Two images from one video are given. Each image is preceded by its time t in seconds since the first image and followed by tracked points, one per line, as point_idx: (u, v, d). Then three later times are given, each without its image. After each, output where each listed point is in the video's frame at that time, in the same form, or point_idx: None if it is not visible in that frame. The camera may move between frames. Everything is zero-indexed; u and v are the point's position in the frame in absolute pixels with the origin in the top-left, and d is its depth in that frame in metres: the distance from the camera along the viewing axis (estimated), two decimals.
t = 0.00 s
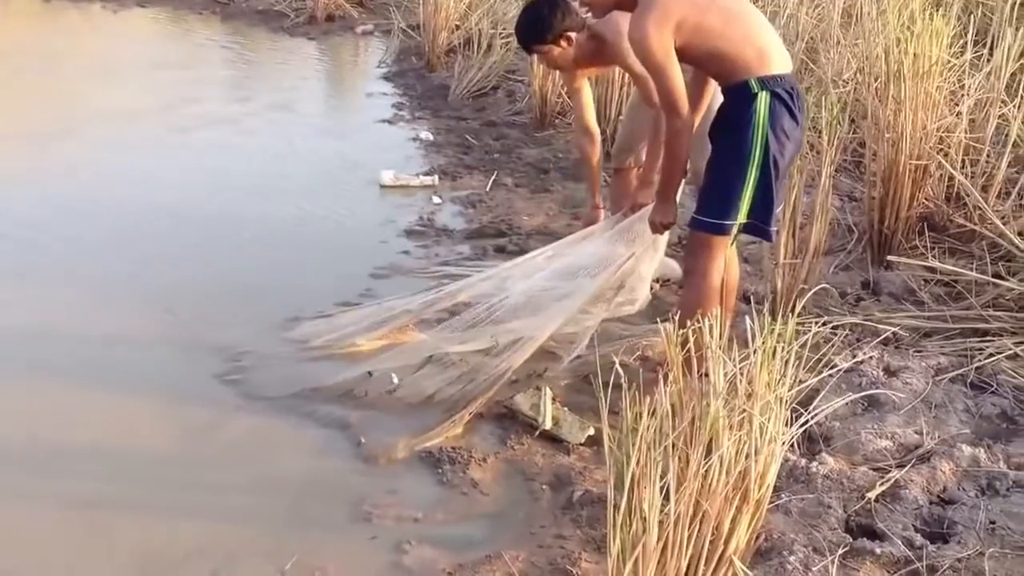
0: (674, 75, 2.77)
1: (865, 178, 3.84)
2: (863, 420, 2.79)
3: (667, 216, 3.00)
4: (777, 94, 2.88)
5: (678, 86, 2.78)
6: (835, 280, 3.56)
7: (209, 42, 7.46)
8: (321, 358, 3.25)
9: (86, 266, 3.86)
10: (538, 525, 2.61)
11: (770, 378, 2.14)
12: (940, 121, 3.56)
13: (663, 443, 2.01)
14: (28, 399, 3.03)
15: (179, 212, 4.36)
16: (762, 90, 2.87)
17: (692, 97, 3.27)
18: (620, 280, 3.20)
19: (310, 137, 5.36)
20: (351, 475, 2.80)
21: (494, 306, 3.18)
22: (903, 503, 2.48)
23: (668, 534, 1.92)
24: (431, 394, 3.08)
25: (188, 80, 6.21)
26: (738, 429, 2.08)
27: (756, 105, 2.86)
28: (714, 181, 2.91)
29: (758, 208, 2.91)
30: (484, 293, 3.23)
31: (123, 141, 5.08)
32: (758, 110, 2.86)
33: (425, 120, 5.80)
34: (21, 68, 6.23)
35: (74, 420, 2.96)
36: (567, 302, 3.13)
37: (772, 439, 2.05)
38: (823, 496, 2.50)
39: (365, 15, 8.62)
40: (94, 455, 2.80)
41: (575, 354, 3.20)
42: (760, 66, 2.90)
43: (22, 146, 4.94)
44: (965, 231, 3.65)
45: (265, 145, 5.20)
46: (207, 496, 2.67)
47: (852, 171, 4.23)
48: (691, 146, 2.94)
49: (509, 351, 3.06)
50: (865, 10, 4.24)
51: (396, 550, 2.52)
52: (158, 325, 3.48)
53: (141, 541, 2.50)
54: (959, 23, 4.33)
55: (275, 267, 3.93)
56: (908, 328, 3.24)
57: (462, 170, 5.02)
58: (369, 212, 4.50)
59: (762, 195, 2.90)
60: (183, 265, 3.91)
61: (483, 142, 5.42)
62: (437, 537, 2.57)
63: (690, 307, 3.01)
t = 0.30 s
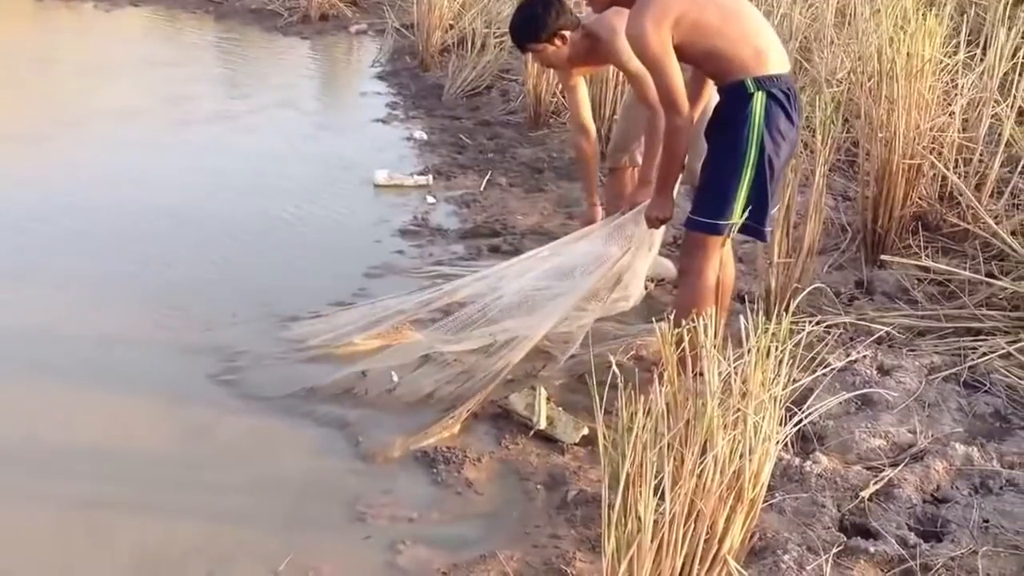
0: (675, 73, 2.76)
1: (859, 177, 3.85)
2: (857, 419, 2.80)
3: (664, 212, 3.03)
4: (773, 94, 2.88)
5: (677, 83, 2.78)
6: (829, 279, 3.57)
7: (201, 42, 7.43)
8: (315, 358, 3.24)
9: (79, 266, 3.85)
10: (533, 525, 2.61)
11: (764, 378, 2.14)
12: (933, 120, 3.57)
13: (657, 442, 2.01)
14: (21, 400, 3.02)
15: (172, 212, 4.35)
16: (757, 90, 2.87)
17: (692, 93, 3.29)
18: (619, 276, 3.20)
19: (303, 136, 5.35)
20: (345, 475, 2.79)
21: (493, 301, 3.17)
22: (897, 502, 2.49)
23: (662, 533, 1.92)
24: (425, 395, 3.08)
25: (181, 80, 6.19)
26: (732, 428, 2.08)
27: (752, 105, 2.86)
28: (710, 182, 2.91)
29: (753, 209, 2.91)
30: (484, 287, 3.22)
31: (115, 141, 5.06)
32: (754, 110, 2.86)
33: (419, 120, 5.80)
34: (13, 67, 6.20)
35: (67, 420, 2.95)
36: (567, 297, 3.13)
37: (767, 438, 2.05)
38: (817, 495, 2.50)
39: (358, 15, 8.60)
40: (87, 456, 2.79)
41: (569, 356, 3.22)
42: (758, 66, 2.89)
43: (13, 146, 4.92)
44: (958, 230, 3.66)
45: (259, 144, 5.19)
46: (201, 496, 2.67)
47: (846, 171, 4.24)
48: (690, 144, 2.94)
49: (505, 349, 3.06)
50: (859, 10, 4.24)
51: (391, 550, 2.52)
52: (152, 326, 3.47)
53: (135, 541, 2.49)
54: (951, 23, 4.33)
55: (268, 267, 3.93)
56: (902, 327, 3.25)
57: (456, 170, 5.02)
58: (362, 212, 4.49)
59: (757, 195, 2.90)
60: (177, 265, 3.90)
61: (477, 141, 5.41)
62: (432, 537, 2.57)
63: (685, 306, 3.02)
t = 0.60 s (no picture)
0: (670, 71, 2.76)
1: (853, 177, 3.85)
2: (851, 419, 2.80)
3: (660, 210, 3.03)
4: (768, 94, 2.87)
5: (673, 79, 2.77)
6: (823, 279, 3.57)
7: (195, 41, 7.42)
8: (310, 358, 3.24)
9: (73, 265, 3.84)
10: (527, 525, 2.61)
11: (758, 377, 2.13)
12: (928, 120, 3.57)
13: (651, 441, 2.01)
14: (14, 401, 3.01)
15: (166, 212, 4.34)
16: (753, 90, 2.86)
17: (690, 91, 3.30)
18: (614, 272, 3.16)
19: (298, 136, 5.34)
20: (340, 476, 2.79)
21: (489, 298, 3.14)
22: (891, 501, 2.49)
23: (656, 532, 1.92)
24: (419, 395, 3.07)
25: (175, 80, 6.17)
26: (727, 427, 2.08)
27: (747, 105, 2.86)
28: (705, 181, 2.91)
29: (749, 209, 2.91)
30: (481, 285, 3.20)
31: (109, 141, 5.05)
32: (749, 110, 2.86)
33: (414, 119, 5.79)
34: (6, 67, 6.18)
35: (61, 420, 2.94)
36: (561, 294, 3.10)
37: (761, 438, 2.05)
38: (812, 494, 2.50)
39: (353, 14, 8.58)
40: (82, 456, 2.79)
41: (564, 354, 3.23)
42: (754, 65, 2.89)
43: (6, 146, 4.90)
44: (952, 230, 3.66)
45: (253, 144, 5.18)
46: (196, 496, 2.66)
47: (840, 170, 4.24)
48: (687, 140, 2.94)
49: (504, 348, 3.05)
50: (853, 9, 4.25)
51: (386, 550, 2.51)
52: (146, 326, 3.46)
53: (129, 541, 2.49)
54: (945, 22, 4.34)
55: (262, 267, 3.92)
56: (896, 327, 3.25)
57: (451, 170, 5.01)
58: (357, 212, 4.48)
59: (753, 195, 2.90)
60: (171, 265, 3.89)
61: (472, 141, 5.41)
62: (426, 536, 2.56)
63: (680, 306, 3.02)
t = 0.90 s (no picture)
0: (666, 68, 2.76)
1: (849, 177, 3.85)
2: (846, 418, 2.80)
3: (657, 210, 3.02)
4: (764, 94, 2.87)
5: (669, 77, 2.77)
6: (819, 278, 3.57)
7: (190, 41, 7.40)
8: (305, 358, 3.23)
9: (66, 266, 3.83)
10: (523, 525, 2.60)
11: (754, 376, 2.13)
12: (923, 120, 3.57)
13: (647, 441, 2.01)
14: (7, 401, 3.00)
15: (160, 212, 4.33)
16: (748, 90, 2.86)
17: (688, 91, 3.30)
18: (614, 271, 3.16)
19: (293, 136, 5.33)
20: (335, 476, 2.78)
21: (485, 297, 3.12)
22: (886, 500, 2.49)
23: (652, 532, 1.92)
24: (415, 395, 3.07)
25: (170, 80, 6.16)
26: (722, 427, 2.07)
27: (743, 105, 2.86)
28: (700, 181, 2.91)
29: (745, 208, 2.91)
30: (476, 284, 3.19)
31: (103, 141, 5.03)
32: (744, 110, 2.86)
33: (409, 119, 5.78)
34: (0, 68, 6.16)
35: (54, 421, 2.93)
36: (561, 288, 3.08)
37: (756, 438, 2.06)
38: (807, 494, 2.50)
39: (348, 14, 8.57)
40: (76, 457, 2.78)
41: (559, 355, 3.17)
42: (750, 64, 2.88)
43: None
44: (947, 229, 3.66)
45: (248, 144, 5.16)
46: (190, 496, 2.66)
47: (836, 170, 4.23)
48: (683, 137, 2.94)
49: (502, 348, 3.04)
50: (849, 9, 4.25)
51: (381, 550, 2.50)
52: (140, 326, 3.44)
53: (123, 543, 2.47)
54: (941, 21, 4.34)
55: (257, 266, 3.91)
56: (891, 326, 3.25)
57: (446, 169, 5.00)
58: (351, 211, 4.47)
59: (748, 195, 2.90)
60: (165, 265, 3.88)
61: (467, 140, 5.40)
62: (421, 537, 2.56)
63: (676, 305, 3.02)
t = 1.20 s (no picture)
0: (661, 67, 2.76)
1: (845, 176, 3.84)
2: (842, 418, 2.79)
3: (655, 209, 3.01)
4: (759, 93, 2.87)
5: (664, 76, 2.76)
6: (815, 277, 3.56)
7: (186, 41, 7.39)
8: (300, 357, 3.22)
9: (61, 266, 3.81)
10: (519, 525, 2.59)
11: (750, 376, 2.12)
12: (919, 119, 3.56)
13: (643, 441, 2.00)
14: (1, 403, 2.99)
15: (155, 213, 4.32)
16: (743, 89, 2.86)
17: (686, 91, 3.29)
18: (613, 271, 3.17)
19: (289, 136, 5.31)
20: (330, 477, 2.77)
21: (482, 296, 3.08)
22: (883, 500, 2.48)
23: (648, 532, 1.92)
24: (410, 395, 3.05)
25: (165, 80, 6.14)
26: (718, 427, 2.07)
27: (737, 104, 2.85)
28: (695, 180, 2.91)
29: (741, 207, 2.90)
30: (475, 282, 3.14)
31: (97, 141, 5.02)
32: (739, 109, 2.85)
33: (405, 119, 5.77)
34: None
35: (49, 423, 2.92)
36: (560, 287, 3.07)
37: (752, 437, 2.04)
38: (804, 494, 2.49)
39: (344, 14, 8.56)
40: (70, 459, 2.77)
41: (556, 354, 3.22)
42: (746, 64, 2.88)
43: None
44: (944, 229, 3.66)
45: (244, 144, 5.15)
46: (185, 497, 2.65)
47: (832, 169, 4.22)
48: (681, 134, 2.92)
49: (499, 348, 3.04)
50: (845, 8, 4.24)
51: (376, 551, 2.50)
52: (135, 327, 3.43)
53: (117, 545, 2.47)
54: (937, 20, 4.33)
55: (253, 267, 3.90)
56: (888, 326, 3.24)
57: (442, 169, 4.99)
58: (347, 212, 4.46)
59: (744, 194, 2.89)
60: (160, 265, 3.87)
61: (463, 140, 5.39)
62: (417, 537, 2.55)
63: (672, 304, 3.01)
